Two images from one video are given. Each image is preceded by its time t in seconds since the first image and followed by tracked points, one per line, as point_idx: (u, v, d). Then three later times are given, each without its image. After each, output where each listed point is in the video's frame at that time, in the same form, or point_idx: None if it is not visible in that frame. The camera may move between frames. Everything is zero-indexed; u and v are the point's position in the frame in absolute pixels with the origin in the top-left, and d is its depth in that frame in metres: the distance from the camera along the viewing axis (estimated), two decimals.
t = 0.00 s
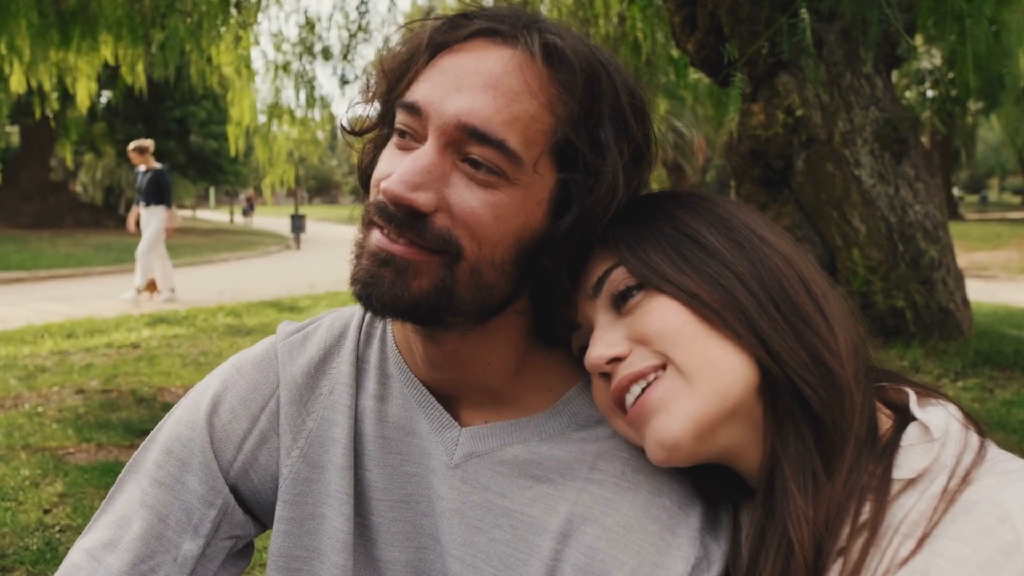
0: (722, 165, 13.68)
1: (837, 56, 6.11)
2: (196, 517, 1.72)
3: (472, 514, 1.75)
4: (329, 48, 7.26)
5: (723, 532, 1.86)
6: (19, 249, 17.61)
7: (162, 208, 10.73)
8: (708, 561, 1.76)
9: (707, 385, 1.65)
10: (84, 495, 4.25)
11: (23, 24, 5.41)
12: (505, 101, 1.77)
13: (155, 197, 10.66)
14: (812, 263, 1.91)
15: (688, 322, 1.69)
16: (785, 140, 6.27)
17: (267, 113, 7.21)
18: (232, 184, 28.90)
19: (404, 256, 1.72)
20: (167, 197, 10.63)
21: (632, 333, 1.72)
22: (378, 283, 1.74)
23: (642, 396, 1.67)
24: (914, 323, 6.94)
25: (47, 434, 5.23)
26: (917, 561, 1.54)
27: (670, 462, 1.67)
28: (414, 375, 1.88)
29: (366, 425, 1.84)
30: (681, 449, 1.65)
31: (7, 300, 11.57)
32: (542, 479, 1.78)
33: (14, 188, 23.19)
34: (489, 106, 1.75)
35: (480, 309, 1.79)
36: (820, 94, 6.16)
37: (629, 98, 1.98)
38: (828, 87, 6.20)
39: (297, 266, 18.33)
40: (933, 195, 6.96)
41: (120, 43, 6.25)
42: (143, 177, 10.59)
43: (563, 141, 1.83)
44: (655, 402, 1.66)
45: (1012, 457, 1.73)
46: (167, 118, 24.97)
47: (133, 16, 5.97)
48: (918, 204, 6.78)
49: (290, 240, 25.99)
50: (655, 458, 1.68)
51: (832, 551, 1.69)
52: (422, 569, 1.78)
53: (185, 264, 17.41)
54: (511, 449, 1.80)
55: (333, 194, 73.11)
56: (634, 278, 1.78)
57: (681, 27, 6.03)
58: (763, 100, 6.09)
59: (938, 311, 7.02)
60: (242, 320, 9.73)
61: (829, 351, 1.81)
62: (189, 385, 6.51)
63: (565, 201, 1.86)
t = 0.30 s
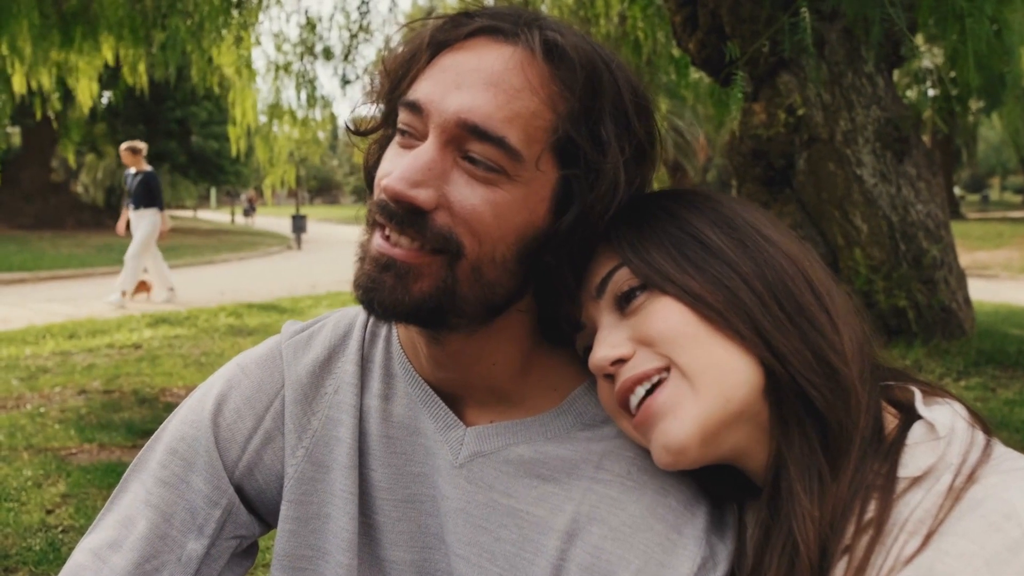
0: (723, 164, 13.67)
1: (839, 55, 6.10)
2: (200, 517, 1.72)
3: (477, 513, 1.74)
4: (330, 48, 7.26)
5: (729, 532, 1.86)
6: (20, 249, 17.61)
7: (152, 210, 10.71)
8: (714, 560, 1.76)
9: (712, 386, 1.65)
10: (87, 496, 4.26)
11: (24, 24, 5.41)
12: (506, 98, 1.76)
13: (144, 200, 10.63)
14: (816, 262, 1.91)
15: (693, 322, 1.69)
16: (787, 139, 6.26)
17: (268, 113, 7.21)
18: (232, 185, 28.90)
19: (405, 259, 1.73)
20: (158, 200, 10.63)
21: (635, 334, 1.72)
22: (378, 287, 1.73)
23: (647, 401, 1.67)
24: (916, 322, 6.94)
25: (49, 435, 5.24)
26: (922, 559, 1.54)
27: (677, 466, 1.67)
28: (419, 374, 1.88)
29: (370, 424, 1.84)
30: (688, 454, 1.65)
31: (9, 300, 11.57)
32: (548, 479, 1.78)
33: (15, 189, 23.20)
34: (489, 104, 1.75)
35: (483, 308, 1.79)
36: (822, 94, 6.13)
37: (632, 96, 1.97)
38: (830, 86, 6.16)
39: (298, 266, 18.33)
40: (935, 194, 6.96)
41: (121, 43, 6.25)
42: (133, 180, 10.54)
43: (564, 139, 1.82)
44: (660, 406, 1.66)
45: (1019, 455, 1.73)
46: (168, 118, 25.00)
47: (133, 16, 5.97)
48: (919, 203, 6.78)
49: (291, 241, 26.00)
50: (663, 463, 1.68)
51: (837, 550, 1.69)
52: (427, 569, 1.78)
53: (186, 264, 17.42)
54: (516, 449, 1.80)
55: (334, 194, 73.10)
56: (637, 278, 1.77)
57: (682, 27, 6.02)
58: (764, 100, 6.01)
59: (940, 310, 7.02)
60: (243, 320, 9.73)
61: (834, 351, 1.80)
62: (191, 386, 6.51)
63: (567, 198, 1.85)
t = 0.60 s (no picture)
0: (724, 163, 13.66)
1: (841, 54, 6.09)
2: (206, 514, 1.72)
3: (482, 512, 1.74)
4: (331, 48, 7.26)
5: (734, 530, 1.86)
6: (21, 249, 17.61)
7: (138, 209, 10.72)
8: (719, 559, 1.76)
9: (711, 383, 1.65)
10: (89, 495, 4.26)
11: (26, 24, 5.42)
12: (496, 90, 1.75)
13: (131, 199, 10.62)
14: (821, 260, 1.91)
15: (696, 323, 1.69)
16: (789, 139, 6.25)
17: (269, 114, 7.20)
18: (234, 185, 28.91)
19: (399, 254, 1.72)
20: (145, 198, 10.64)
21: (640, 338, 1.71)
22: (374, 284, 1.73)
23: (647, 403, 1.67)
24: (918, 322, 6.94)
25: (52, 435, 5.24)
26: (928, 558, 1.53)
27: (675, 467, 1.68)
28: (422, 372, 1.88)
29: (374, 423, 1.84)
30: (688, 455, 1.65)
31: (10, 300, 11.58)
32: (552, 476, 1.78)
33: (17, 189, 23.20)
34: (479, 96, 1.74)
35: (481, 304, 1.78)
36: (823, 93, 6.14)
37: (633, 91, 1.92)
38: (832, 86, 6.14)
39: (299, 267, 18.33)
40: (937, 193, 6.96)
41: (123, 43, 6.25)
42: (120, 178, 10.51)
43: (554, 131, 1.80)
44: (661, 407, 1.66)
45: None
46: (169, 118, 25.00)
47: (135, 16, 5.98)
48: (921, 202, 6.78)
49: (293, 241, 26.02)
50: (664, 464, 1.69)
51: (842, 549, 1.69)
52: (431, 567, 1.78)
53: (188, 264, 17.43)
54: (521, 446, 1.80)
55: (335, 194, 73.12)
56: (640, 279, 1.77)
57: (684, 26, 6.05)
58: (766, 99, 6.02)
59: (942, 309, 7.02)
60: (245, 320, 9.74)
61: (839, 351, 1.80)
62: (193, 386, 6.52)
63: (561, 191, 1.83)
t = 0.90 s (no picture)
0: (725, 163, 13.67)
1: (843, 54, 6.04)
2: (207, 512, 1.72)
3: (485, 508, 1.74)
4: (332, 48, 7.26)
5: (736, 528, 1.86)
6: (22, 249, 17.61)
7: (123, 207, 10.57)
8: (721, 556, 1.76)
9: (711, 379, 1.65)
10: (90, 495, 4.26)
11: (26, 24, 5.42)
12: (493, 85, 1.75)
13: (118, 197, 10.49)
14: (823, 257, 1.91)
15: (699, 321, 1.69)
16: (790, 138, 6.24)
17: (269, 113, 7.18)
18: (235, 185, 28.91)
19: (397, 248, 1.72)
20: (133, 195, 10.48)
21: (644, 335, 1.71)
22: (372, 277, 1.73)
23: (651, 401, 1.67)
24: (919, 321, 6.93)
25: (53, 434, 5.24)
26: (930, 555, 1.53)
27: (682, 464, 1.69)
28: (424, 369, 1.88)
29: (375, 420, 1.83)
30: (691, 452, 1.66)
31: (12, 300, 11.59)
32: (554, 473, 1.78)
33: (17, 189, 23.20)
34: (475, 90, 1.74)
35: (480, 299, 1.77)
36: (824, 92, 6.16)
37: (633, 88, 1.92)
38: (834, 84, 6.15)
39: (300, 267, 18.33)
40: (938, 193, 6.96)
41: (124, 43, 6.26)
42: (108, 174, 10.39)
43: (551, 127, 1.79)
44: (664, 404, 1.66)
45: None
46: (169, 118, 25.01)
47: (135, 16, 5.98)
48: (922, 202, 6.77)
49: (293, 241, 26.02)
50: (669, 462, 1.69)
51: (844, 547, 1.68)
52: (433, 565, 1.78)
53: (189, 264, 17.44)
54: (522, 443, 1.80)
55: (336, 194, 73.13)
56: (644, 276, 1.77)
57: (685, 25, 6.08)
58: (767, 98, 6.06)
59: (943, 309, 7.01)
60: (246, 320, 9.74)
61: (842, 348, 1.80)
62: (194, 386, 6.51)
63: (559, 186, 1.82)
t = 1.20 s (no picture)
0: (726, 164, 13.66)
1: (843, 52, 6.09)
2: (208, 512, 1.71)
3: (487, 507, 1.74)
4: (333, 47, 7.26)
5: (737, 527, 1.85)
6: (24, 249, 17.63)
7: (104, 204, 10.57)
8: (722, 555, 1.75)
9: (712, 378, 1.64)
10: (91, 495, 4.25)
11: (27, 23, 5.43)
12: (493, 85, 1.74)
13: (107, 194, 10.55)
14: (826, 255, 1.90)
15: (701, 319, 1.68)
16: (791, 137, 6.24)
17: (269, 113, 7.17)
18: (235, 185, 28.89)
19: (396, 248, 1.72)
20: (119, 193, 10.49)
21: (647, 333, 1.71)
22: (372, 277, 1.73)
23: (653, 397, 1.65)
24: (921, 320, 6.90)
25: (54, 434, 5.24)
26: (933, 554, 1.52)
27: (683, 459, 1.66)
28: (426, 367, 1.87)
29: (376, 420, 1.83)
30: (694, 447, 1.64)
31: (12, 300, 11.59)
32: (555, 472, 1.78)
33: (19, 188, 23.23)
34: (476, 90, 1.73)
35: (480, 300, 1.77)
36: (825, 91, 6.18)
37: (635, 86, 1.91)
38: (834, 84, 6.19)
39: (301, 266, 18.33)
40: (940, 193, 6.94)
41: (125, 42, 6.27)
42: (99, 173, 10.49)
43: (552, 126, 1.78)
44: (668, 401, 1.65)
45: None
46: (170, 118, 25.05)
47: (136, 15, 5.98)
48: (924, 201, 6.74)
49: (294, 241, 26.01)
50: (672, 457, 1.67)
51: (848, 545, 1.68)
52: (434, 564, 1.78)
53: (190, 264, 17.45)
54: (524, 441, 1.80)
55: (337, 194, 73.11)
56: (647, 273, 1.77)
57: (687, 24, 5.93)
58: (768, 97, 6.10)
59: (945, 308, 6.99)
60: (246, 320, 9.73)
61: (845, 346, 1.79)
62: (195, 386, 6.51)
63: (561, 186, 1.82)
